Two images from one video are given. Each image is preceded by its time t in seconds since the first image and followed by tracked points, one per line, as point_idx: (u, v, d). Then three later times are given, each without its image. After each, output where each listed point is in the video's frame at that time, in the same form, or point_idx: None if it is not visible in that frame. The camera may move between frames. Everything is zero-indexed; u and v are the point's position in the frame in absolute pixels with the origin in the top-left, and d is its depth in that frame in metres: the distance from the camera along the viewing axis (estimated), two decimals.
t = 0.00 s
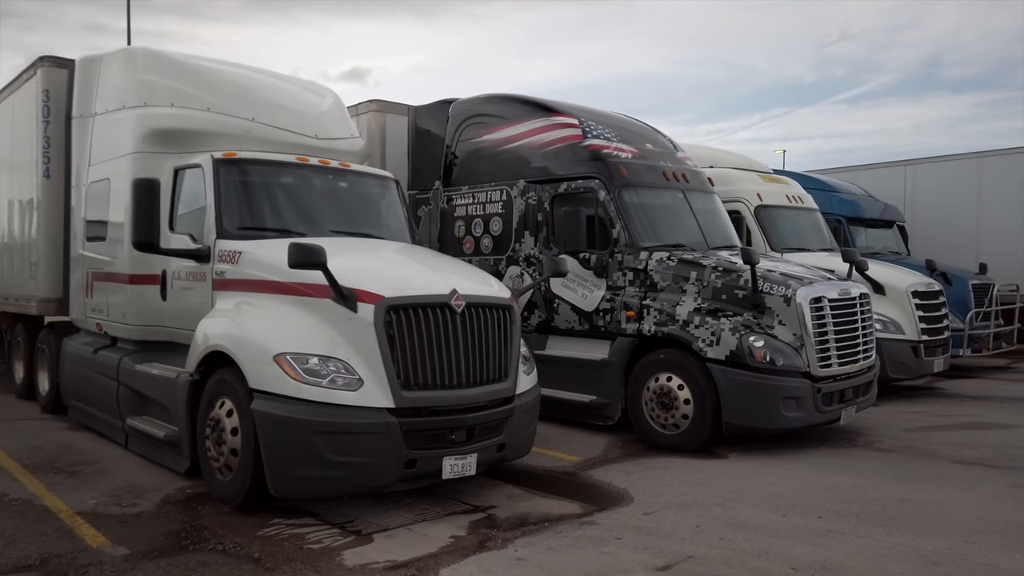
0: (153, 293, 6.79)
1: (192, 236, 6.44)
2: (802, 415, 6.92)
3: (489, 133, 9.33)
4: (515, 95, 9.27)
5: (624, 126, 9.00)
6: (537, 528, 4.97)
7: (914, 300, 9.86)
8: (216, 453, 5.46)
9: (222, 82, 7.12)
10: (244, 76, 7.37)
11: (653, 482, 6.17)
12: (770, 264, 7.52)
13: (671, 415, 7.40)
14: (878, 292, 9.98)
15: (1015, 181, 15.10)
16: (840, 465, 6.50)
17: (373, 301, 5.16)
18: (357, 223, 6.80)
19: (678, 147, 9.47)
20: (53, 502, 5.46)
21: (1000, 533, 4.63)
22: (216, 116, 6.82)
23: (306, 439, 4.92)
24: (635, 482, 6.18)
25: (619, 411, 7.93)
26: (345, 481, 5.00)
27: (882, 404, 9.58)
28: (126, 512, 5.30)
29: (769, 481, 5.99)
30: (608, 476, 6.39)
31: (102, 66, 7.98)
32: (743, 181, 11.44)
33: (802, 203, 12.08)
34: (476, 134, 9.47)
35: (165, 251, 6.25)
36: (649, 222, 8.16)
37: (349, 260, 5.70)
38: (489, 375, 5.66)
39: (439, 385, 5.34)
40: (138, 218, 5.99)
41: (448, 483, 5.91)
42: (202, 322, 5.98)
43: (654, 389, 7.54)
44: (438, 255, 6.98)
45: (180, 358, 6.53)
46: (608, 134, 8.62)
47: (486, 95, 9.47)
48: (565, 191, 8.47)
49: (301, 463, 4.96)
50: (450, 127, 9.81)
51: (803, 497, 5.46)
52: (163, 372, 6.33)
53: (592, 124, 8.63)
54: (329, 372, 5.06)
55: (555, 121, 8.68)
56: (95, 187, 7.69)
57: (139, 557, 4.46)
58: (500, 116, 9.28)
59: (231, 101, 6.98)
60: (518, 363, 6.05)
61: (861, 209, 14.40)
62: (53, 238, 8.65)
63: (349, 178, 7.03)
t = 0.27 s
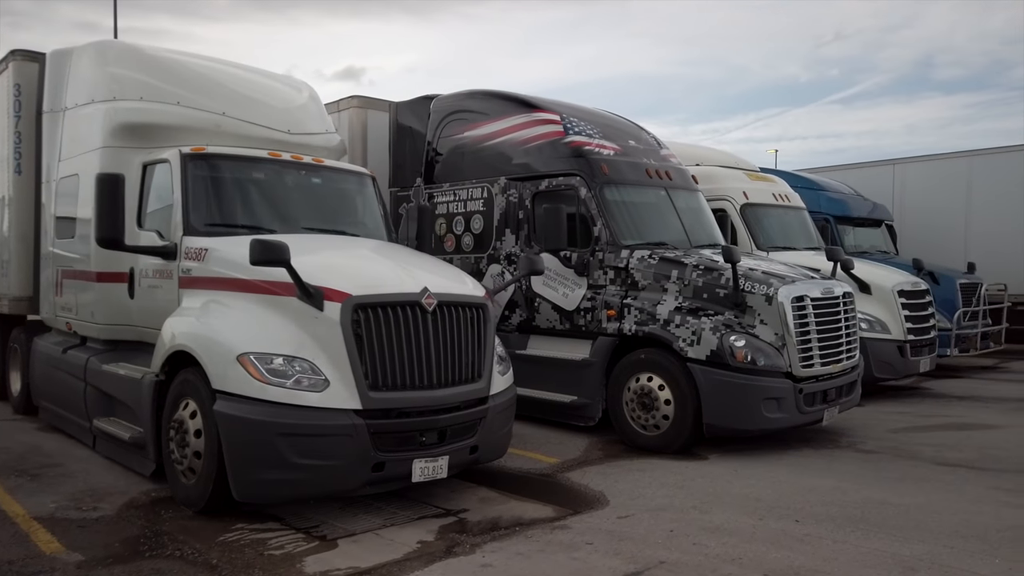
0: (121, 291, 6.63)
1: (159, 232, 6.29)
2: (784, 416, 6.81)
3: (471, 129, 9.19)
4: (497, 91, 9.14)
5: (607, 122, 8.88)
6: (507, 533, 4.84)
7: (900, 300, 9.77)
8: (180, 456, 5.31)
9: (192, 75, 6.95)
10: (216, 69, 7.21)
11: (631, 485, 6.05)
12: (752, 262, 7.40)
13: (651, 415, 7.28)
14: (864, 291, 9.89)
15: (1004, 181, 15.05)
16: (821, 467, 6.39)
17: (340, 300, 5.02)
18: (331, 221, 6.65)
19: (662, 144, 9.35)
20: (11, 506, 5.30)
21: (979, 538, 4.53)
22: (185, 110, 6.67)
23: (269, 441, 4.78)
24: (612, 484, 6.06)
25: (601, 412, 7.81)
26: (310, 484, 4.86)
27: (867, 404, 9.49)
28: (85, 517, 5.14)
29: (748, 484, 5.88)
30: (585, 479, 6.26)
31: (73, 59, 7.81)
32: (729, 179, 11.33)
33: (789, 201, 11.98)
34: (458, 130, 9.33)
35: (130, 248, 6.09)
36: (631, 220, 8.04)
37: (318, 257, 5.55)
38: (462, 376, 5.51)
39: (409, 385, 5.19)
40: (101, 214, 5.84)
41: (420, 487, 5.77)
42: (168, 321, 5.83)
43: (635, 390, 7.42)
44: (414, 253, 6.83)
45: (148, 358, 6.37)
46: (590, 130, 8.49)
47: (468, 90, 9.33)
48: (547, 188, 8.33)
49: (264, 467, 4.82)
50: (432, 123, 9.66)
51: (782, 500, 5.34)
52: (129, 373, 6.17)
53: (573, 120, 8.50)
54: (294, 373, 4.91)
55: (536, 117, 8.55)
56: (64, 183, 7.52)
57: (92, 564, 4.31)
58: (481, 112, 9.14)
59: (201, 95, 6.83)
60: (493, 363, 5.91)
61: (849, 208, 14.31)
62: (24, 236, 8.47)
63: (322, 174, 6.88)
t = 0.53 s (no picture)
0: (88, 290, 6.48)
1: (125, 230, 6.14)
2: (765, 417, 6.69)
3: (452, 126, 9.06)
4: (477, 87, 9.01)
5: (589, 119, 8.75)
6: (474, 539, 4.71)
7: (887, 299, 9.67)
8: (141, 459, 5.17)
9: (161, 68, 6.79)
10: (186, 63, 7.06)
11: (607, 487, 5.92)
12: (734, 261, 7.28)
13: (631, 417, 7.16)
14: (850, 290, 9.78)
15: (993, 180, 14.97)
16: (802, 469, 6.27)
17: (304, 298, 4.88)
18: (303, 218, 6.51)
19: (645, 141, 9.23)
20: None
21: (957, 543, 4.42)
22: (152, 104, 6.51)
23: (229, 444, 4.64)
24: (588, 487, 5.93)
25: (581, 413, 7.68)
26: (272, 489, 4.73)
27: (853, 405, 9.38)
28: (42, 522, 5.00)
29: (726, 487, 5.76)
30: (561, 481, 6.13)
31: (42, 53, 7.64)
32: (715, 177, 11.22)
33: (777, 200, 11.87)
34: (438, 127, 9.20)
35: (94, 245, 5.94)
36: (612, 218, 7.92)
37: (284, 255, 5.41)
38: (432, 376, 5.37)
39: (376, 386, 5.04)
40: (63, 211, 5.68)
41: (391, 490, 5.64)
42: (131, 320, 5.68)
43: (615, 390, 7.30)
44: (389, 250, 6.71)
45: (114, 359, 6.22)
46: (572, 127, 8.35)
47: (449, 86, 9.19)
48: (527, 185, 8.20)
49: (224, 471, 4.68)
50: (412, 120, 9.52)
51: (759, 504, 5.21)
52: (94, 374, 6.02)
53: (555, 116, 8.37)
54: (255, 374, 4.77)
55: (516, 113, 8.42)
56: (33, 179, 7.35)
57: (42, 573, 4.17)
58: (462, 109, 9.01)
59: (170, 89, 6.67)
60: (466, 363, 5.77)
61: (838, 207, 14.21)
62: None
63: (295, 170, 6.74)
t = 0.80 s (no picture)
0: (55, 292, 6.33)
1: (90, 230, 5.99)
2: (747, 421, 6.56)
3: (433, 124, 8.92)
4: (460, 85, 8.87)
5: (573, 117, 8.61)
6: (443, 549, 4.57)
7: (875, 300, 9.55)
8: (102, 466, 5.02)
9: (129, 64, 6.64)
10: (156, 59, 6.91)
11: (584, 494, 5.79)
12: (717, 262, 7.15)
13: (613, 421, 7.03)
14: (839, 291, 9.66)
15: (985, 180, 14.87)
16: (785, 474, 6.15)
17: (267, 301, 4.75)
18: (275, 218, 6.37)
19: (630, 139, 9.10)
20: None
21: (937, 553, 4.30)
22: (119, 101, 6.37)
23: (188, 451, 4.50)
24: (565, 494, 5.80)
25: (563, 417, 7.55)
26: (234, 498, 4.59)
27: (841, 408, 9.25)
28: None
29: (705, 493, 5.63)
30: (538, 488, 5.99)
31: (11, 50, 7.48)
32: (703, 176, 11.10)
33: (766, 200, 11.74)
34: (420, 125, 9.06)
35: (58, 246, 5.79)
36: (595, 218, 7.78)
37: (250, 256, 5.27)
38: (403, 381, 5.23)
39: (343, 392, 4.90)
40: (25, 212, 5.53)
41: (362, 498, 5.49)
42: (95, 323, 5.52)
43: (596, 394, 7.16)
44: (364, 251, 6.57)
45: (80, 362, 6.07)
46: (555, 125, 8.22)
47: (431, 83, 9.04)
48: (509, 185, 8.06)
49: (184, 479, 4.54)
50: (394, 118, 9.38)
51: (738, 511, 5.09)
52: (59, 378, 5.87)
53: (537, 114, 8.23)
54: (217, 379, 4.62)
55: (498, 111, 8.29)
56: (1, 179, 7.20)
57: None
58: (444, 107, 8.87)
59: (138, 85, 6.52)
60: (440, 367, 5.62)
61: (829, 207, 14.09)
62: None
63: (267, 169, 6.60)
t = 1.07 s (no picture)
0: (25, 291, 6.17)
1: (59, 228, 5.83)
2: (735, 424, 6.42)
3: (418, 121, 8.78)
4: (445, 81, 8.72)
5: (560, 114, 8.47)
6: (416, 557, 4.43)
7: (869, 301, 9.41)
8: (66, 472, 4.86)
9: (101, 58, 6.49)
10: (129, 53, 6.77)
11: (566, 498, 5.65)
12: (705, 261, 7.01)
13: (598, 423, 6.88)
14: (831, 291, 9.52)
15: (981, 179, 14.75)
16: (772, 478, 6.01)
17: (234, 301, 4.60)
18: (250, 216, 6.23)
19: (619, 137, 8.96)
20: None
21: (925, 561, 4.16)
22: (90, 96, 6.22)
23: (153, 457, 4.34)
24: (546, 499, 5.65)
25: (548, 419, 7.41)
26: (200, 505, 4.43)
27: (834, 410, 9.10)
28: None
29: (690, 498, 5.49)
30: (520, 492, 5.85)
31: None
32: (694, 175, 10.97)
33: (759, 199, 11.60)
34: (405, 122, 8.92)
35: (25, 244, 5.63)
36: (581, 217, 7.64)
37: (220, 255, 5.12)
38: (378, 384, 5.08)
39: (315, 395, 4.75)
40: None
41: (337, 504, 5.35)
42: (62, 324, 5.37)
43: (582, 396, 7.02)
44: (343, 250, 6.43)
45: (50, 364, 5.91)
46: (541, 122, 8.08)
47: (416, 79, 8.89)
48: (494, 183, 7.92)
49: (148, 485, 4.38)
50: (379, 115, 9.24)
51: (722, 517, 4.95)
52: (27, 380, 5.71)
53: (523, 111, 8.09)
54: (183, 381, 4.47)
55: (483, 108, 8.15)
56: None
57: None
58: (429, 104, 8.73)
59: (109, 80, 6.38)
60: (417, 369, 5.47)
61: (824, 206, 13.96)
62: None
63: (242, 166, 6.45)
